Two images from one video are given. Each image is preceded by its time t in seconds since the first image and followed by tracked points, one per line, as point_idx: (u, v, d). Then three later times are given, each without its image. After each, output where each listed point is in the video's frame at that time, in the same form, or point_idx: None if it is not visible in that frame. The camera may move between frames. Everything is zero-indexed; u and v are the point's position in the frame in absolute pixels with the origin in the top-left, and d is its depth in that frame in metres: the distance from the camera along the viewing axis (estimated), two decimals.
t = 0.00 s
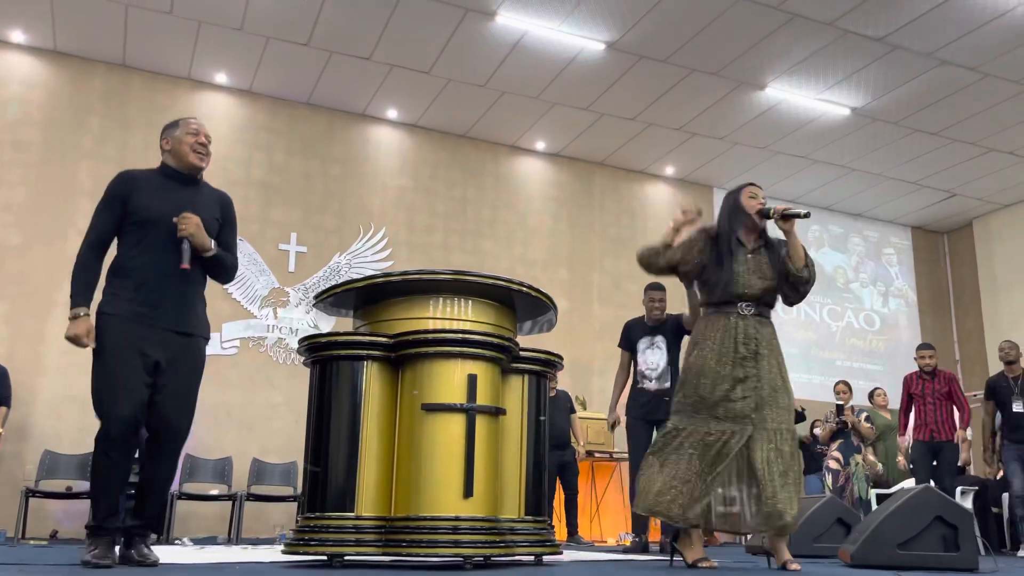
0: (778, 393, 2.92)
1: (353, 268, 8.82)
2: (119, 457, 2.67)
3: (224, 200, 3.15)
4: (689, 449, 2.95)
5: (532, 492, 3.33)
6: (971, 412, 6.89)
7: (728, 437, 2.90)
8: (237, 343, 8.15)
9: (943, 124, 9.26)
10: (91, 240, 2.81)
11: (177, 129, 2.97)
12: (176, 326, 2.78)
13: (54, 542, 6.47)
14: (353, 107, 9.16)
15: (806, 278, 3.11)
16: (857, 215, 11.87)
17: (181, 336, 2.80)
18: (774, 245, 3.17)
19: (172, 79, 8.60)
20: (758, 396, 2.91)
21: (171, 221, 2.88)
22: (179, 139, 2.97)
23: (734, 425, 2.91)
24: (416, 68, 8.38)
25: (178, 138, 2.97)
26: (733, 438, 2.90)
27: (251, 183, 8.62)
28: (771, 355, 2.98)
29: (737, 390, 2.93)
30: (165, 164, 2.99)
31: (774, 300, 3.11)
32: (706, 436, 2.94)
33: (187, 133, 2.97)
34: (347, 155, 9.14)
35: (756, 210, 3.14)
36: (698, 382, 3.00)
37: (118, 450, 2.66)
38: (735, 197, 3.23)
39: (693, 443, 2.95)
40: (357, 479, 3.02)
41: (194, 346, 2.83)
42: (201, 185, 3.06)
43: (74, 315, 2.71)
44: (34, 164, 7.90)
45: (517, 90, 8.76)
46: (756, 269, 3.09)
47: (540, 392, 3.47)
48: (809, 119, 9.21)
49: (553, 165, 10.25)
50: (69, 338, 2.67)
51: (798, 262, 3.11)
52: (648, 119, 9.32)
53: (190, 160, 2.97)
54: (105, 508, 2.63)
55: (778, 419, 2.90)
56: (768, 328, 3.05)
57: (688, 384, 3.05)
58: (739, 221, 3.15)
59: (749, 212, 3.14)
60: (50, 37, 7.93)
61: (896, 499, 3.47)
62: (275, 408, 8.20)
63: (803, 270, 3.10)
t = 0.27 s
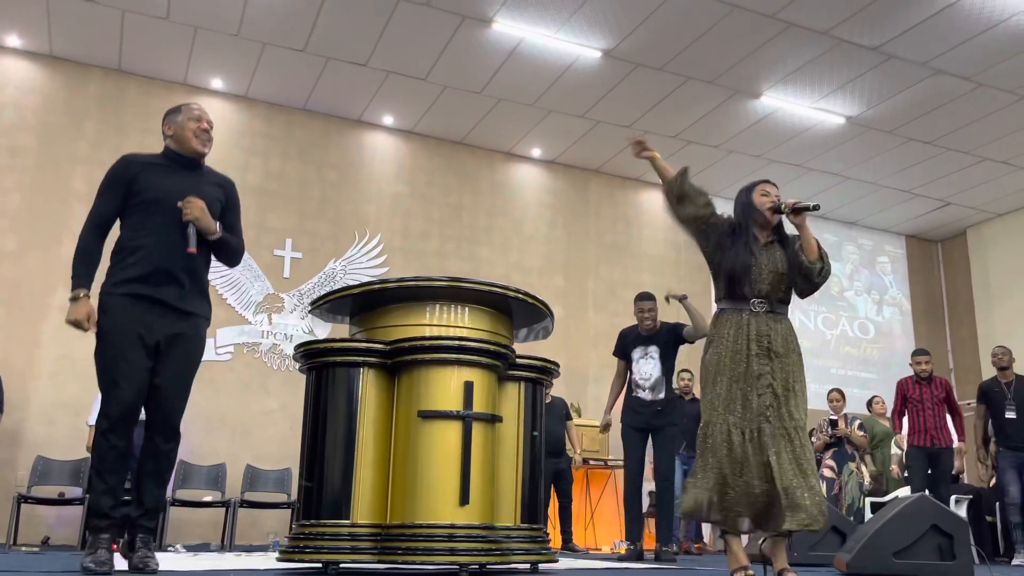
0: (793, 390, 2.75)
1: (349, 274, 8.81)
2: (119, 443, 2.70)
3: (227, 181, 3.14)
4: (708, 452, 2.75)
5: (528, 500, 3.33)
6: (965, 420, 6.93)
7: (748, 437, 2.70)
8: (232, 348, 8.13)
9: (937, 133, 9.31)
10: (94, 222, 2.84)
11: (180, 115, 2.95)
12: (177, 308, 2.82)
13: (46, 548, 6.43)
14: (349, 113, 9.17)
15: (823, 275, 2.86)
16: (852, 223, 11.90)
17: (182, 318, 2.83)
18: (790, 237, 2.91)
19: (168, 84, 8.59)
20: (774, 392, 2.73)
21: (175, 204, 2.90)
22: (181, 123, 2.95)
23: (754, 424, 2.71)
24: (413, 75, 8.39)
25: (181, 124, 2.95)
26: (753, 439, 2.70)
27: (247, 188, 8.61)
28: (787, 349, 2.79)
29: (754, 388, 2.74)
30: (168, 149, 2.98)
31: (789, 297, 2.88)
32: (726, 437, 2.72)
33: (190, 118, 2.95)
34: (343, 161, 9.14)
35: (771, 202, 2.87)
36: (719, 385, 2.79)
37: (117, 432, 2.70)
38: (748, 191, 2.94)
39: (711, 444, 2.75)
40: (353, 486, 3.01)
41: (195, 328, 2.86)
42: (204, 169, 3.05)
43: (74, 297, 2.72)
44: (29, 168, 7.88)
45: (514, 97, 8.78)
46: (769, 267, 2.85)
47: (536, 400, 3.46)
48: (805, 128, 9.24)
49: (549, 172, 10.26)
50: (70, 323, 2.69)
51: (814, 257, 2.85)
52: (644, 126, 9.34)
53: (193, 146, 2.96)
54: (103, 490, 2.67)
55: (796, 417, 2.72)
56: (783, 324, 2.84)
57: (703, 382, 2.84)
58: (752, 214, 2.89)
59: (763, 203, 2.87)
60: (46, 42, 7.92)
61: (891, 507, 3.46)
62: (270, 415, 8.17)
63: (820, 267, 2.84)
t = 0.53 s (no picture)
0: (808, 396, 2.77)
1: (350, 277, 8.81)
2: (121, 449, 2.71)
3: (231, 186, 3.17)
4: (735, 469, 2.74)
5: (528, 505, 3.33)
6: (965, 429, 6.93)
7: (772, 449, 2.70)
8: (233, 351, 8.13)
9: (939, 140, 9.32)
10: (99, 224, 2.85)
11: (186, 119, 2.97)
12: (180, 311, 2.82)
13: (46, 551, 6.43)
14: (351, 117, 9.18)
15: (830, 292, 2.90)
16: (853, 229, 11.90)
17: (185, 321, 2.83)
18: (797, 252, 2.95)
19: (171, 88, 8.61)
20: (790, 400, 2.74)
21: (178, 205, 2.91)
22: (187, 125, 2.97)
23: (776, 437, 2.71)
24: (415, 79, 8.41)
25: (186, 128, 2.97)
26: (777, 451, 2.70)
27: (249, 192, 8.62)
28: (798, 357, 2.80)
29: (772, 399, 2.74)
30: (173, 151, 3.00)
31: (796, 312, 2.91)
32: (751, 452, 2.71)
33: (195, 122, 2.97)
34: (345, 165, 9.15)
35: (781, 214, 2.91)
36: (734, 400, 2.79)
37: (121, 437, 2.71)
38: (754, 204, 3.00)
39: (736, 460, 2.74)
40: (353, 490, 3.01)
41: (198, 330, 2.87)
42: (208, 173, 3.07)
43: (81, 303, 2.72)
44: (31, 171, 7.89)
45: (515, 101, 8.78)
46: (778, 278, 2.89)
47: (537, 405, 3.47)
48: (806, 133, 9.25)
49: (550, 177, 10.27)
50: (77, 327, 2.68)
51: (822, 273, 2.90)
52: (645, 131, 9.35)
53: (197, 150, 2.98)
54: (107, 496, 2.68)
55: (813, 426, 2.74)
56: (793, 336, 2.86)
57: (719, 398, 2.84)
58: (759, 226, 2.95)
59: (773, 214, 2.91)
60: (49, 45, 7.94)
61: (891, 515, 3.44)
62: (270, 418, 8.17)
63: (826, 283, 2.89)
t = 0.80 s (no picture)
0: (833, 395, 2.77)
1: (363, 277, 8.83)
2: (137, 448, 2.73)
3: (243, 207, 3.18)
4: (768, 473, 2.73)
5: (540, 506, 3.32)
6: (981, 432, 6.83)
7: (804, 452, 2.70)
8: (247, 351, 8.17)
9: (955, 140, 9.25)
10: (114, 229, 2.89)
11: (196, 141, 2.98)
12: (192, 335, 2.83)
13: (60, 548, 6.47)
14: (363, 117, 9.20)
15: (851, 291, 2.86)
16: (868, 229, 11.82)
17: (198, 344, 2.85)
18: (817, 250, 2.91)
19: (185, 88, 8.66)
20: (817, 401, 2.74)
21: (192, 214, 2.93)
22: (197, 148, 2.99)
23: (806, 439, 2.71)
24: (427, 79, 8.42)
25: (197, 150, 2.98)
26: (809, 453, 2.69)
27: (262, 192, 8.65)
28: (822, 356, 2.79)
29: (801, 401, 2.73)
30: (185, 174, 3.02)
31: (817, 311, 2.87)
32: (783, 455, 2.70)
33: (206, 144, 2.99)
34: (358, 165, 9.17)
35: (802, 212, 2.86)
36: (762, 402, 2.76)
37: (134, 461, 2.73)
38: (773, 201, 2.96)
39: (768, 465, 2.73)
40: (365, 490, 3.02)
41: (210, 354, 2.88)
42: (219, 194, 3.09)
43: (88, 326, 2.76)
44: (47, 171, 7.95)
45: (527, 101, 8.77)
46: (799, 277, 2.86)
47: (549, 405, 3.46)
48: (821, 133, 9.19)
49: (562, 177, 10.26)
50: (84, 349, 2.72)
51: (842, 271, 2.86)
52: (658, 131, 9.32)
53: (208, 171, 3.00)
54: (120, 518, 2.70)
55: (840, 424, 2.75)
56: (815, 334, 2.85)
57: (745, 401, 2.81)
58: (779, 225, 2.92)
59: (793, 213, 2.87)
60: (65, 46, 8.00)
61: (908, 517, 3.41)
62: (283, 417, 8.20)
63: (845, 284, 2.84)
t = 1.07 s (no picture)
0: (854, 389, 2.69)
1: (377, 274, 8.84)
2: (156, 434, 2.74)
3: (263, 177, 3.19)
4: (786, 468, 2.63)
5: (555, 504, 3.31)
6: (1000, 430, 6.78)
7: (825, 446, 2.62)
8: (262, 348, 8.20)
9: (974, 134, 9.15)
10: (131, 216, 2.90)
11: (216, 112, 3.00)
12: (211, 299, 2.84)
13: (78, 544, 6.52)
14: (378, 115, 9.22)
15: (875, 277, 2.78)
16: (885, 226, 11.73)
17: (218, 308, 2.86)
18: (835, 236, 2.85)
19: (201, 86, 8.70)
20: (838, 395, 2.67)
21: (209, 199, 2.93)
22: (218, 118, 3.00)
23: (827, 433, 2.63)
24: (441, 77, 8.41)
25: (216, 120, 3.00)
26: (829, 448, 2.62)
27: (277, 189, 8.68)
28: (844, 348, 2.72)
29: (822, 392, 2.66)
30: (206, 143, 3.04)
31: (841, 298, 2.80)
32: (804, 450, 2.61)
33: (226, 113, 3.00)
34: (372, 162, 9.19)
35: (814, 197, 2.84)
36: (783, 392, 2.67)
37: (154, 422, 2.74)
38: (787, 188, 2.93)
39: (787, 460, 2.63)
40: (380, 487, 3.01)
41: (231, 318, 2.89)
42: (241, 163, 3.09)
43: (114, 285, 2.79)
44: (65, 170, 8.00)
45: (542, 98, 8.75)
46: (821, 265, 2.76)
47: (564, 402, 3.45)
48: (837, 128, 9.12)
49: (577, 174, 10.24)
50: (111, 310, 2.75)
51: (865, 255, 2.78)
52: (673, 127, 9.28)
53: (226, 141, 3.01)
54: (140, 479, 2.71)
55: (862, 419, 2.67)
56: (837, 324, 2.77)
57: (764, 393, 2.71)
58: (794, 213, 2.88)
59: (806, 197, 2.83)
60: (82, 45, 8.06)
61: (927, 514, 3.37)
62: (298, 414, 8.23)
63: (866, 266, 2.77)
